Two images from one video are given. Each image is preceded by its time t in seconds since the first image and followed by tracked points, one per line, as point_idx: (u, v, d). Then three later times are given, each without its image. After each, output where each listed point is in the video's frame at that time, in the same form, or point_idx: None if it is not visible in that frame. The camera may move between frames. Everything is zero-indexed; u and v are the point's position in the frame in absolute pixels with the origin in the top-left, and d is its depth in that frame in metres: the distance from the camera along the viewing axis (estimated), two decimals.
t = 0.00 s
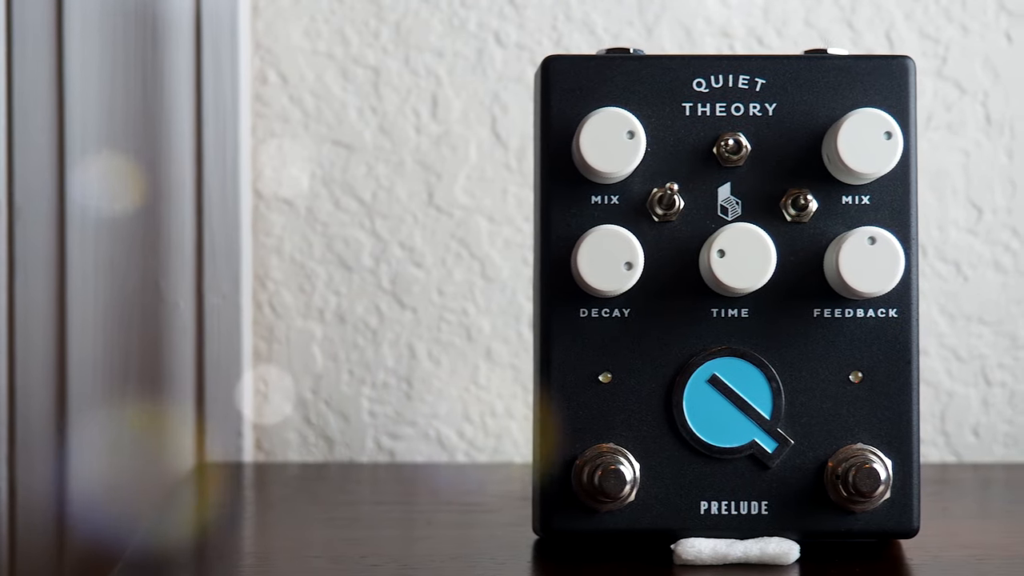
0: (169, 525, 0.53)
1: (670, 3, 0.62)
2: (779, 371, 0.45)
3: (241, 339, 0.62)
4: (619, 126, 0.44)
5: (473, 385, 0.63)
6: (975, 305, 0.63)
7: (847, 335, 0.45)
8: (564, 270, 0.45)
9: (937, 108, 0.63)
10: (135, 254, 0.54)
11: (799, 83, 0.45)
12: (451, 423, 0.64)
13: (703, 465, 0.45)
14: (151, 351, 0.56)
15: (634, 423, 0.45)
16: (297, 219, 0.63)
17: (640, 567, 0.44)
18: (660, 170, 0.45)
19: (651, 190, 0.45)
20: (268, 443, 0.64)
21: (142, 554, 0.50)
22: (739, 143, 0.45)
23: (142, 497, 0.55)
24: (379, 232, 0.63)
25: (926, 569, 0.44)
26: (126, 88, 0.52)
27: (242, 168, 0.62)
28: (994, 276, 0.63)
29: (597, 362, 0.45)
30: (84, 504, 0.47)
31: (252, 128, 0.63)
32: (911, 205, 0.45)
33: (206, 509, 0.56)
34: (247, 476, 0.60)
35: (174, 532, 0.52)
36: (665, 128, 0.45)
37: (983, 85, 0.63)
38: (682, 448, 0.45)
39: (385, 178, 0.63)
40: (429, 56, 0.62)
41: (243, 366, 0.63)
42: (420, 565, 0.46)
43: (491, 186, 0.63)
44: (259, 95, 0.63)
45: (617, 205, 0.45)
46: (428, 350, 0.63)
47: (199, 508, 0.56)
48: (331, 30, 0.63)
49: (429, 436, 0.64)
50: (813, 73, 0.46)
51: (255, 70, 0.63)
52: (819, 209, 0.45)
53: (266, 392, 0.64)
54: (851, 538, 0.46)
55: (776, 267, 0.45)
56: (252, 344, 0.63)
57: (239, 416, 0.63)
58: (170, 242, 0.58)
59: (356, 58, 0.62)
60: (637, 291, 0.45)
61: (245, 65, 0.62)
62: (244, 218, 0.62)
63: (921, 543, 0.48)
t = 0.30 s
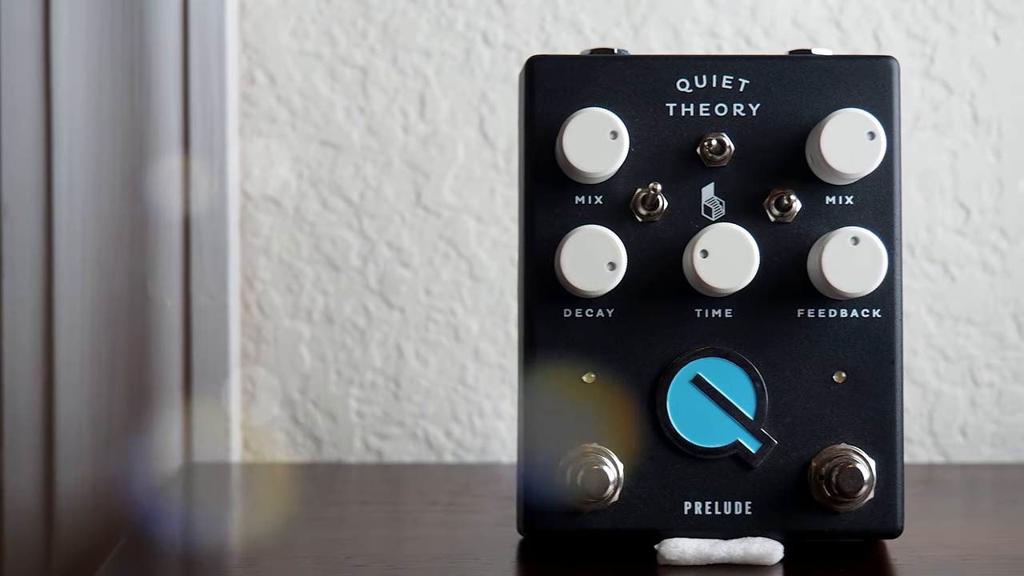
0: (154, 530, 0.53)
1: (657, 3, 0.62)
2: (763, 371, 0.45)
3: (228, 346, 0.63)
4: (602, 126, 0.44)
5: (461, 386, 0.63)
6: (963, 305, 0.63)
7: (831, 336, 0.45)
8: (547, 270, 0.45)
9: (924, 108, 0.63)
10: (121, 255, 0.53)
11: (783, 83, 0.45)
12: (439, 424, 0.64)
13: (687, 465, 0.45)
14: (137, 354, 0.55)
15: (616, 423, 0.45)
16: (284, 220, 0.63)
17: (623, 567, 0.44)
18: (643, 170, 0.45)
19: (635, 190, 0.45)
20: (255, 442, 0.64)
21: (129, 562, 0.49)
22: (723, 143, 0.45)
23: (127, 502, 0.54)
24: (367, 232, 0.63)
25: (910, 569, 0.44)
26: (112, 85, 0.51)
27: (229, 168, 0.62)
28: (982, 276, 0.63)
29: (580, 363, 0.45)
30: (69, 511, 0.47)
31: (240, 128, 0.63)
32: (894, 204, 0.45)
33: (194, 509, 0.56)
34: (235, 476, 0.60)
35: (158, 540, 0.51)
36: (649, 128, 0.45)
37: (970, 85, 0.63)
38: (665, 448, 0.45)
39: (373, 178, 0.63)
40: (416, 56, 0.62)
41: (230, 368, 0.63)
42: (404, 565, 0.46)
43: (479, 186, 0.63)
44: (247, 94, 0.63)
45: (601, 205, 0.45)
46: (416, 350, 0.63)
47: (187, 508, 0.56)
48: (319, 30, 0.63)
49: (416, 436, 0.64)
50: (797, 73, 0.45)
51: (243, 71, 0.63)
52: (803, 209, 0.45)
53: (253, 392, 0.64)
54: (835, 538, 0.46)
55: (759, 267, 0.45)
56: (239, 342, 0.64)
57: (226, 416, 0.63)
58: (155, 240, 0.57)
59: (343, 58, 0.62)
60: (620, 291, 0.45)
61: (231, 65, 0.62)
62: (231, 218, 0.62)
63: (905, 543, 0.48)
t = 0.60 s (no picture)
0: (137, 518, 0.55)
1: (646, 3, 0.62)
2: (747, 371, 0.45)
3: (216, 349, 0.62)
4: (586, 126, 0.44)
5: (449, 386, 0.63)
6: (951, 305, 0.63)
7: (816, 336, 0.45)
8: (532, 270, 0.45)
9: (913, 108, 0.63)
10: (108, 254, 0.55)
11: (768, 83, 0.45)
12: (428, 423, 0.64)
13: (671, 466, 0.45)
14: (126, 349, 0.57)
15: (602, 423, 0.45)
16: (273, 220, 0.63)
17: (608, 567, 0.44)
18: (628, 170, 0.45)
19: (619, 190, 0.45)
20: (244, 443, 0.64)
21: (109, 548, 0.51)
22: (707, 144, 0.45)
23: (112, 495, 0.56)
24: (355, 233, 0.63)
25: (894, 569, 0.44)
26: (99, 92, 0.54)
27: (218, 168, 0.62)
28: (970, 276, 0.63)
29: (565, 362, 0.45)
30: (55, 498, 0.49)
31: (228, 129, 0.63)
32: (879, 205, 0.45)
33: (181, 508, 0.56)
34: (223, 476, 0.60)
35: (140, 525, 0.53)
36: (634, 128, 0.45)
37: (959, 85, 0.63)
38: (649, 448, 0.45)
39: (361, 179, 0.63)
40: (405, 56, 0.62)
41: (219, 369, 0.63)
42: (390, 565, 0.46)
43: (467, 186, 0.63)
44: (235, 95, 0.62)
45: (586, 205, 0.45)
46: (405, 350, 0.63)
47: (174, 507, 0.56)
48: (307, 30, 0.62)
49: (405, 437, 0.64)
50: (782, 73, 0.45)
51: (231, 71, 0.62)
52: (788, 209, 0.45)
53: (242, 392, 0.64)
54: (820, 538, 0.46)
55: (744, 268, 0.45)
56: (227, 343, 0.63)
57: (214, 416, 0.63)
58: (145, 241, 0.59)
59: (332, 58, 0.62)
60: (605, 291, 0.45)
61: (220, 65, 0.62)
62: (220, 219, 0.62)
63: (891, 543, 0.48)
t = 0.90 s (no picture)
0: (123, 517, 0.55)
1: (634, 3, 0.62)
2: (733, 371, 0.45)
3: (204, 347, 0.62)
4: (571, 126, 0.44)
5: (438, 386, 0.63)
6: (940, 305, 0.63)
7: (801, 336, 0.45)
8: (517, 270, 0.45)
9: (901, 108, 0.63)
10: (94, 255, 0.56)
11: (753, 83, 0.45)
12: (417, 423, 0.64)
13: (656, 466, 0.45)
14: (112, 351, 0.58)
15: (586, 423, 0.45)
16: (261, 220, 0.63)
17: (593, 567, 0.44)
18: (613, 171, 0.45)
19: (605, 190, 0.45)
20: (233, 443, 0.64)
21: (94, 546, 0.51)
22: (692, 144, 0.45)
23: (101, 495, 0.59)
24: (344, 233, 0.63)
25: (878, 570, 0.44)
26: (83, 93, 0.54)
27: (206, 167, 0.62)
28: (959, 276, 0.63)
29: (551, 363, 0.45)
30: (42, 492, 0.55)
31: (217, 129, 0.62)
32: (864, 205, 0.45)
33: (170, 507, 0.56)
34: (211, 477, 0.60)
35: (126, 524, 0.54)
36: (619, 129, 0.45)
37: (947, 86, 0.63)
38: (634, 448, 0.45)
39: (350, 179, 0.63)
40: (393, 57, 0.62)
41: (208, 370, 0.62)
42: (377, 565, 0.46)
43: (456, 186, 0.63)
44: (223, 95, 0.62)
45: (571, 206, 0.45)
46: (394, 350, 0.63)
47: (163, 506, 0.56)
48: (295, 30, 0.62)
49: (394, 437, 0.64)
50: (767, 73, 0.45)
51: (220, 71, 0.62)
52: (773, 209, 0.45)
53: (231, 392, 0.63)
54: (804, 538, 0.46)
55: (729, 268, 0.45)
56: (216, 344, 0.63)
57: (203, 415, 0.62)
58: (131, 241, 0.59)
59: (320, 58, 0.62)
60: (590, 291, 0.45)
61: (208, 66, 0.62)
62: (208, 218, 0.62)
63: (876, 543, 0.48)
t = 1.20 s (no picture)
0: (109, 517, 0.55)
1: (623, 4, 0.62)
2: (717, 371, 0.45)
3: (191, 346, 0.62)
4: (555, 127, 0.44)
5: (427, 387, 0.63)
6: (928, 305, 0.63)
7: (786, 336, 0.45)
8: (502, 271, 0.45)
9: (890, 108, 0.63)
10: (83, 255, 0.55)
11: (738, 84, 0.45)
12: (405, 424, 0.64)
13: (642, 466, 0.45)
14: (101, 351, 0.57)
15: (570, 425, 0.45)
16: (250, 221, 0.63)
17: (577, 568, 0.44)
18: (597, 171, 0.45)
19: (589, 191, 0.45)
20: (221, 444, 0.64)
21: (81, 546, 0.51)
22: (677, 145, 0.45)
23: (90, 496, 0.56)
24: (332, 233, 0.63)
25: (863, 570, 0.44)
26: (72, 89, 0.54)
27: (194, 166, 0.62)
28: (947, 277, 0.63)
29: (535, 364, 0.45)
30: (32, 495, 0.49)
31: (205, 129, 0.63)
32: (849, 206, 0.45)
33: (159, 507, 0.56)
34: (199, 477, 0.60)
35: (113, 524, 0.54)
36: (603, 129, 0.45)
37: (936, 86, 0.63)
38: (619, 449, 0.45)
39: (339, 179, 0.63)
40: (382, 57, 0.62)
41: (196, 370, 0.63)
42: (361, 565, 0.46)
43: (444, 186, 0.63)
44: (212, 96, 0.63)
45: (556, 206, 0.45)
46: (382, 351, 0.63)
47: (152, 506, 0.56)
48: (284, 30, 0.62)
49: (382, 437, 0.64)
50: (752, 74, 0.46)
51: (208, 71, 0.62)
52: (757, 210, 0.45)
53: (219, 394, 0.63)
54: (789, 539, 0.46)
55: (713, 268, 0.45)
56: (204, 345, 0.63)
57: (191, 416, 0.63)
58: (120, 240, 0.59)
59: (309, 59, 0.62)
60: (575, 292, 0.45)
61: (196, 65, 0.62)
62: (196, 217, 0.62)
63: (861, 543, 0.48)
